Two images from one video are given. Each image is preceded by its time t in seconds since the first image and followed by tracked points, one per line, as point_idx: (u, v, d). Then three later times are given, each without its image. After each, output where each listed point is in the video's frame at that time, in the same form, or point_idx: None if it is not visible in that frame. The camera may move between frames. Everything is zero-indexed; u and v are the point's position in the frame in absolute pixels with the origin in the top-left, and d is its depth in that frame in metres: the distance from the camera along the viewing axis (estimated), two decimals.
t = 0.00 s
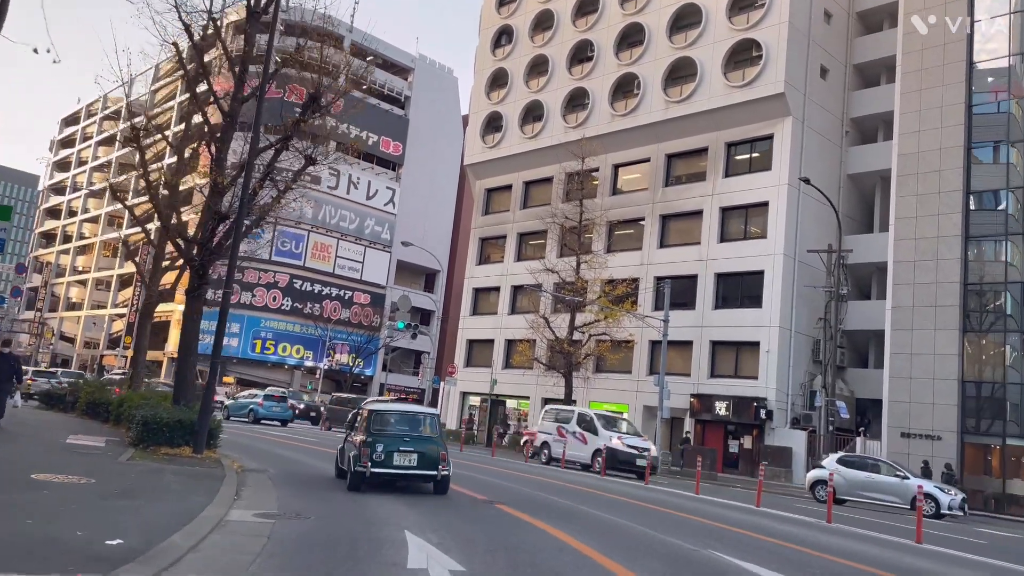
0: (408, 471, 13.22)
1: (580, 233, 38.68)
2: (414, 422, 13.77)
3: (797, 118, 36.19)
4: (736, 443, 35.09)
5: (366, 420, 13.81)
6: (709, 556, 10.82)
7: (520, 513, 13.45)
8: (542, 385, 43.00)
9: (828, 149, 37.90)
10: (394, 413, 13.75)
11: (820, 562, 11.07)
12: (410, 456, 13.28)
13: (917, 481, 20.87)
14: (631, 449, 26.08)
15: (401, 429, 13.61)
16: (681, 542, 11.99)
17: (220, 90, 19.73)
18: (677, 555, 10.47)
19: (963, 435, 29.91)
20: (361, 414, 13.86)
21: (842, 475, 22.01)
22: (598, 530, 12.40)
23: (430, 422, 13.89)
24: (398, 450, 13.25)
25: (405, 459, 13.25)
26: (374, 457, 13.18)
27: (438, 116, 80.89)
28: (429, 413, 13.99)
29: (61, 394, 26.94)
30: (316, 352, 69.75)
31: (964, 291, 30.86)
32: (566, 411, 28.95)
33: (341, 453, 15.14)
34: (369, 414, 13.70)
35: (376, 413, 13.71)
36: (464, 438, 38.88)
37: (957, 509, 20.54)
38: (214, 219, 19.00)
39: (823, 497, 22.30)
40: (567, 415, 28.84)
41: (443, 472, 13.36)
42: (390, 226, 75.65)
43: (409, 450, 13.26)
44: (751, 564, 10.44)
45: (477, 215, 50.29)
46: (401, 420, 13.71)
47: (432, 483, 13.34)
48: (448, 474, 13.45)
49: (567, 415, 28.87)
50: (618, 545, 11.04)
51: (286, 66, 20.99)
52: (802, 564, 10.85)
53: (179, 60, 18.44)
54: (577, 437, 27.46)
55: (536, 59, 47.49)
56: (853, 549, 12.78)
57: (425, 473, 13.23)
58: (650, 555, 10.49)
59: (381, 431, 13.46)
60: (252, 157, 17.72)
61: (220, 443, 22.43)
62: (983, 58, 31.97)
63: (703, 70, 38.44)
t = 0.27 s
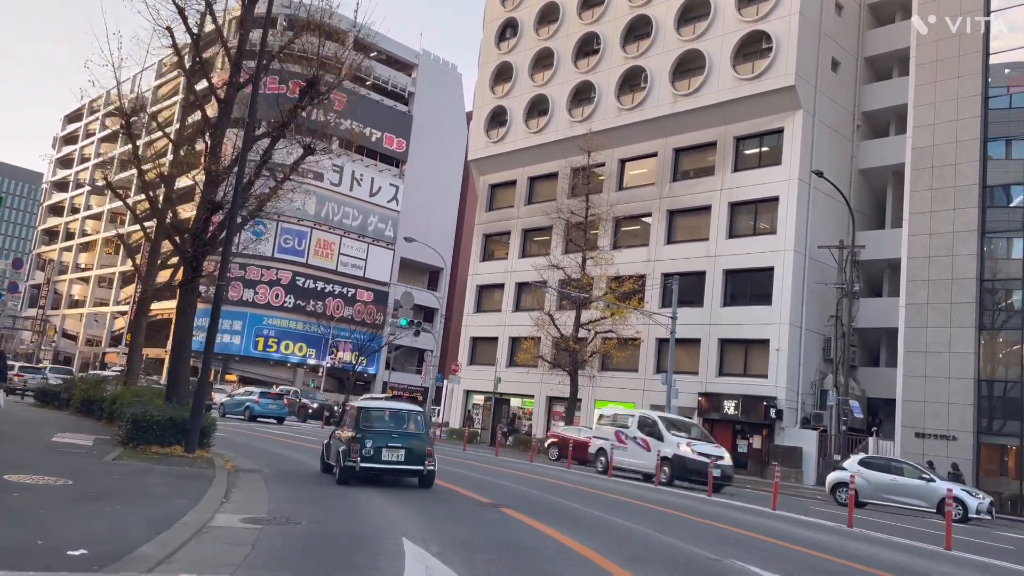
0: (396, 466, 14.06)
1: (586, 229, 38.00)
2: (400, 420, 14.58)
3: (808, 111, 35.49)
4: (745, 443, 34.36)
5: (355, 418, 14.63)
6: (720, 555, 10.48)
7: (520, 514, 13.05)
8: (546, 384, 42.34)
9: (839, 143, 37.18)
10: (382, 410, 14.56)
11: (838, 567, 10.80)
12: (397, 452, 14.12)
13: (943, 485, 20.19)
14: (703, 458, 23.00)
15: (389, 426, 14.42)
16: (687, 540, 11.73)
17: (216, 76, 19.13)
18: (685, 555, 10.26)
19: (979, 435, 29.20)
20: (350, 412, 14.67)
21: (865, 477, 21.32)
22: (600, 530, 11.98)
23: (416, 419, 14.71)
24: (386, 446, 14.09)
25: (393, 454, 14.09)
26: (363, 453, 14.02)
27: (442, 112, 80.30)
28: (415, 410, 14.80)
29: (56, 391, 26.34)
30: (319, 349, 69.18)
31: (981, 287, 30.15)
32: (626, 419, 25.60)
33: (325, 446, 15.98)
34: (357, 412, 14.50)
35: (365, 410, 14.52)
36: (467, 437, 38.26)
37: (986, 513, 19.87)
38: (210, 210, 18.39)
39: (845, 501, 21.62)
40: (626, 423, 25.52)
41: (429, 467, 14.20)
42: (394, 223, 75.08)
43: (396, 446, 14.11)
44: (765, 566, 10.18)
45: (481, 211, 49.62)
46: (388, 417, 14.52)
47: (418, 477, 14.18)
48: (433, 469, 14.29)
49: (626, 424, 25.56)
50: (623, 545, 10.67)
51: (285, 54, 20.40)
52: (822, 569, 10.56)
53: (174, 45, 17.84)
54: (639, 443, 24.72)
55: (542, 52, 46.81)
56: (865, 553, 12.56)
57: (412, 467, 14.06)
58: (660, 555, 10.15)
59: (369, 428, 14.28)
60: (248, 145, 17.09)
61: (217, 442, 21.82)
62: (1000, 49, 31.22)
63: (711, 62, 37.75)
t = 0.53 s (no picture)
0: (382, 460, 15.09)
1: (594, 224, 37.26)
2: (385, 417, 15.58)
3: (822, 104, 34.70)
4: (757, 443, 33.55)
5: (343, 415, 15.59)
6: (719, 562, 10.79)
7: (539, 522, 13.43)
8: (553, 382, 41.64)
9: (854, 137, 36.37)
10: (367, 408, 15.55)
11: (829, 565, 11.01)
12: (383, 447, 15.17)
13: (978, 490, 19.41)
14: (794, 467, 18.43)
15: (374, 422, 15.40)
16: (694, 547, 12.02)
17: (214, 62, 18.47)
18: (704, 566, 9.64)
19: (1000, 436, 28.39)
20: (338, 408, 15.64)
21: (895, 482, 20.58)
22: (614, 539, 12.28)
23: (399, 416, 15.74)
24: (372, 441, 15.10)
25: (379, 449, 15.13)
26: (351, 447, 15.00)
27: (448, 108, 79.68)
28: (398, 407, 15.82)
29: (53, 388, 25.74)
30: (324, 347, 68.61)
31: (1001, 283, 29.35)
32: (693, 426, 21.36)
33: (310, 442, 16.92)
34: (345, 409, 15.47)
35: (352, 407, 15.49)
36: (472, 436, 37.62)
37: None
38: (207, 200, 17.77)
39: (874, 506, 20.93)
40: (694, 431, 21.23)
41: (413, 461, 15.24)
42: (400, 220, 74.48)
43: (381, 441, 15.15)
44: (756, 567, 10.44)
45: (488, 207, 48.89)
46: (374, 414, 15.51)
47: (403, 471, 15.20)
48: (416, 463, 15.33)
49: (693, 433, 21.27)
50: (638, 558, 10.71)
51: (285, 40, 19.77)
52: (814, 568, 10.73)
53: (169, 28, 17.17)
54: (716, 451, 20.20)
55: (550, 45, 46.04)
56: (867, 550, 12.75)
57: (397, 461, 15.11)
58: (671, 568, 10.22)
59: (356, 424, 15.25)
60: (244, 132, 16.43)
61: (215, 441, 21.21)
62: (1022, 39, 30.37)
63: (723, 54, 36.96)
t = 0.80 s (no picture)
0: (366, 453, 15.40)
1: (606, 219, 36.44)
2: (368, 412, 15.89)
3: (840, 95, 33.78)
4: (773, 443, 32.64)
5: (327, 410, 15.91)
6: (715, 561, 9.90)
7: (528, 517, 12.60)
8: (563, 380, 40.83)
9: (872, 129, 35.42)
10: (351, 403, 15.85)
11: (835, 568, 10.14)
12: (366, 440, 15.48)
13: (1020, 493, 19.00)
14: (928, 486, 14.73)
15: (358, 417, 15.72)
16: (687, 544, 11.14)
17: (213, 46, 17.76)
18: None
19: None
20: (322, 404, 15.99)
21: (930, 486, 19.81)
22: (606, 536, 11.41)
23: (382, 410, 16.02)
24: (355, 435, 15.41)
25: (362, 442, 15.43)
26: (335, 442, 15.35)
27: (456, 104, 78.99)
28: (381, 402, 16.13)
29: (51, 385, 25.11)
30: (331, 345, 67.97)
31: None
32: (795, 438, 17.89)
33: (293, 435, 17.36)
34: (329, 404, 15.81)
35: (335, 403, 15.81)
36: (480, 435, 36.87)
37: None
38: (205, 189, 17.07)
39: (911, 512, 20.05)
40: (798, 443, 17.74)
41: (396, 453, 15.53)
42: (408, 217, 73.83)
43: (364, 435, 15.47)
44: (751, 568, 9.59)
45: (496, 202, 48.10)
46: (358, 409, 15.83)
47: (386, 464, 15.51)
48: (400, 455, 15.62)
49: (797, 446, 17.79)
50: (660, 567, 9.92)
51: (287, 23, 19.01)
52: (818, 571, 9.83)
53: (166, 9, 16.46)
54: (825, 463, 16.77)
55: (560, 38, 45.24)
56: (881, 555, 11.84)
57: (381, 454, 15.41)
58: None
59: (340, 418, 15.57)
60: (242, 116, 15.68)
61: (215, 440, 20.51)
62: None
63: (738, 45, 36.09)
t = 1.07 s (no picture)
0: (347, 448, 16.39)
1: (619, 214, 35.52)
2: (349, 411, 16.93)
3: (862, 86, 32.75)
4: (793, 445, 31.66)
5: (309, 408, 16.89)
6: (711, 559, 9.24)
7: (516, 516, 11.89)
8: (575, 379, 39.95)
9: (895, 122, 34.38)
10: (332, 402, 16.90)
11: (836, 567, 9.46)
12: (348, 436, 16.48)
13: None
14: None
15: (339, 415, 16.76)
16: (681, 542, 10.45)
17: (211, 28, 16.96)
18: None
19: None
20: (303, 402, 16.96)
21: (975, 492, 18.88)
22: (604, 537, 10.68)
23: (361, 410, 17.10)
24: (337, 431, 16.41)
25: (344, 437, 16.42)
26: (318, 436, 16.31)
27: (466, 101, 78.22)
28: (361, 401, 17.22)
29: (50, 383, 24.46)
30: (341, 344, 67.32)
31: None
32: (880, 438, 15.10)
33: (279, 434, 18.34)
34: (311, 402, 16.78)
35: (317, 401, 16.80)
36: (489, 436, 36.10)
37: None
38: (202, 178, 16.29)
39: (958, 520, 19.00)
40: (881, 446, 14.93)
41: (376, 449, 16.55)
42: (418, 216, 73.12)
43: (346, 431, 16.50)
44: (749, 566, 8.90)
45: (507, 199, 47.25)
46: (339, 407, 16.87)
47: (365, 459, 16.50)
48: (378, 451, 16.65)
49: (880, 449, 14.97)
50: None
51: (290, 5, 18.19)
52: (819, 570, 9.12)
53: None
54: (984, 486, 13.52)
55: (572, 30, 44.35)
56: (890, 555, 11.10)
57: (361, 448, 16.42)
58: None
59: (322, 415, 16.60)
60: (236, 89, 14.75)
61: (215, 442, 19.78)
62: None
63: (755, 36, 35.10)
